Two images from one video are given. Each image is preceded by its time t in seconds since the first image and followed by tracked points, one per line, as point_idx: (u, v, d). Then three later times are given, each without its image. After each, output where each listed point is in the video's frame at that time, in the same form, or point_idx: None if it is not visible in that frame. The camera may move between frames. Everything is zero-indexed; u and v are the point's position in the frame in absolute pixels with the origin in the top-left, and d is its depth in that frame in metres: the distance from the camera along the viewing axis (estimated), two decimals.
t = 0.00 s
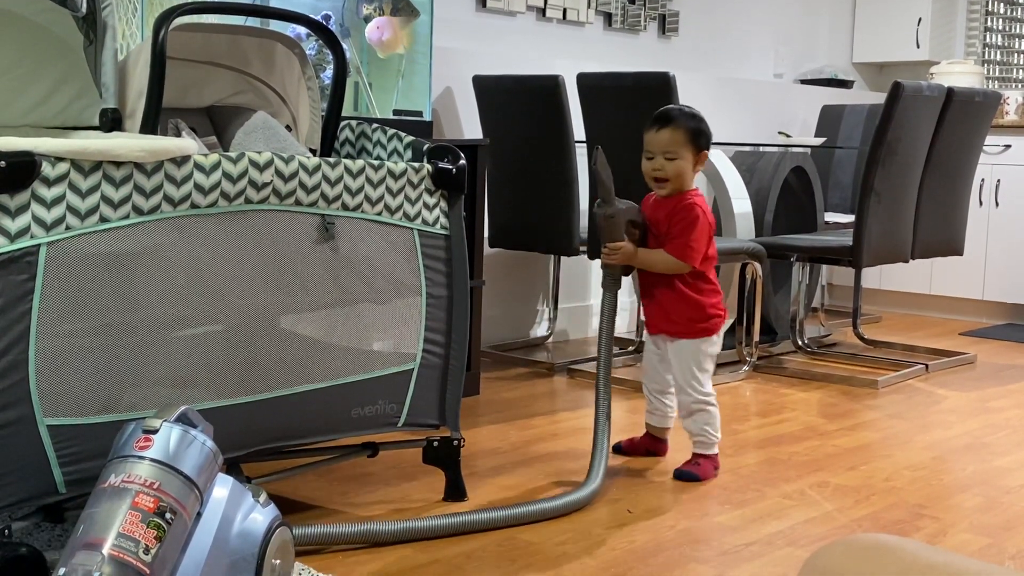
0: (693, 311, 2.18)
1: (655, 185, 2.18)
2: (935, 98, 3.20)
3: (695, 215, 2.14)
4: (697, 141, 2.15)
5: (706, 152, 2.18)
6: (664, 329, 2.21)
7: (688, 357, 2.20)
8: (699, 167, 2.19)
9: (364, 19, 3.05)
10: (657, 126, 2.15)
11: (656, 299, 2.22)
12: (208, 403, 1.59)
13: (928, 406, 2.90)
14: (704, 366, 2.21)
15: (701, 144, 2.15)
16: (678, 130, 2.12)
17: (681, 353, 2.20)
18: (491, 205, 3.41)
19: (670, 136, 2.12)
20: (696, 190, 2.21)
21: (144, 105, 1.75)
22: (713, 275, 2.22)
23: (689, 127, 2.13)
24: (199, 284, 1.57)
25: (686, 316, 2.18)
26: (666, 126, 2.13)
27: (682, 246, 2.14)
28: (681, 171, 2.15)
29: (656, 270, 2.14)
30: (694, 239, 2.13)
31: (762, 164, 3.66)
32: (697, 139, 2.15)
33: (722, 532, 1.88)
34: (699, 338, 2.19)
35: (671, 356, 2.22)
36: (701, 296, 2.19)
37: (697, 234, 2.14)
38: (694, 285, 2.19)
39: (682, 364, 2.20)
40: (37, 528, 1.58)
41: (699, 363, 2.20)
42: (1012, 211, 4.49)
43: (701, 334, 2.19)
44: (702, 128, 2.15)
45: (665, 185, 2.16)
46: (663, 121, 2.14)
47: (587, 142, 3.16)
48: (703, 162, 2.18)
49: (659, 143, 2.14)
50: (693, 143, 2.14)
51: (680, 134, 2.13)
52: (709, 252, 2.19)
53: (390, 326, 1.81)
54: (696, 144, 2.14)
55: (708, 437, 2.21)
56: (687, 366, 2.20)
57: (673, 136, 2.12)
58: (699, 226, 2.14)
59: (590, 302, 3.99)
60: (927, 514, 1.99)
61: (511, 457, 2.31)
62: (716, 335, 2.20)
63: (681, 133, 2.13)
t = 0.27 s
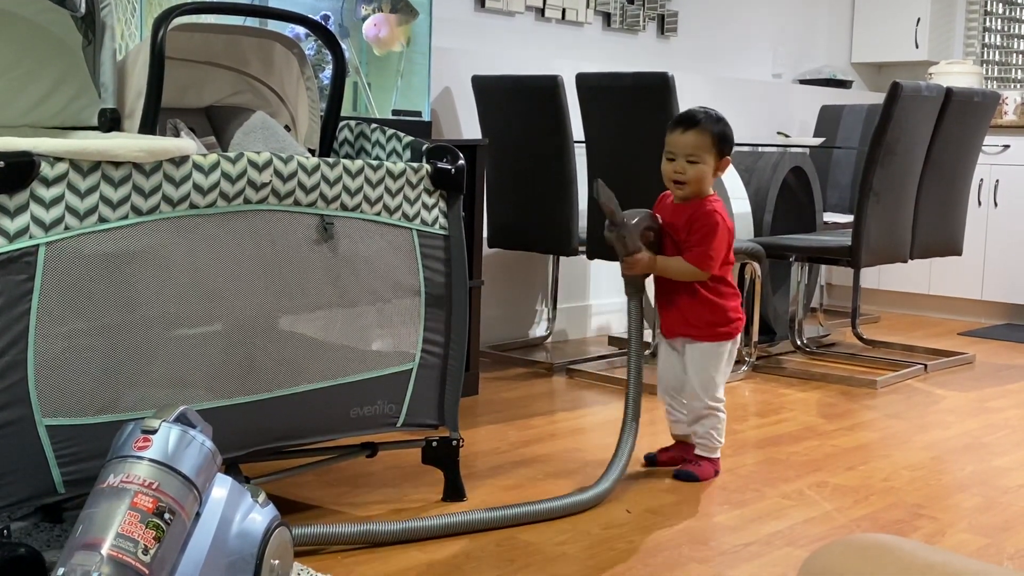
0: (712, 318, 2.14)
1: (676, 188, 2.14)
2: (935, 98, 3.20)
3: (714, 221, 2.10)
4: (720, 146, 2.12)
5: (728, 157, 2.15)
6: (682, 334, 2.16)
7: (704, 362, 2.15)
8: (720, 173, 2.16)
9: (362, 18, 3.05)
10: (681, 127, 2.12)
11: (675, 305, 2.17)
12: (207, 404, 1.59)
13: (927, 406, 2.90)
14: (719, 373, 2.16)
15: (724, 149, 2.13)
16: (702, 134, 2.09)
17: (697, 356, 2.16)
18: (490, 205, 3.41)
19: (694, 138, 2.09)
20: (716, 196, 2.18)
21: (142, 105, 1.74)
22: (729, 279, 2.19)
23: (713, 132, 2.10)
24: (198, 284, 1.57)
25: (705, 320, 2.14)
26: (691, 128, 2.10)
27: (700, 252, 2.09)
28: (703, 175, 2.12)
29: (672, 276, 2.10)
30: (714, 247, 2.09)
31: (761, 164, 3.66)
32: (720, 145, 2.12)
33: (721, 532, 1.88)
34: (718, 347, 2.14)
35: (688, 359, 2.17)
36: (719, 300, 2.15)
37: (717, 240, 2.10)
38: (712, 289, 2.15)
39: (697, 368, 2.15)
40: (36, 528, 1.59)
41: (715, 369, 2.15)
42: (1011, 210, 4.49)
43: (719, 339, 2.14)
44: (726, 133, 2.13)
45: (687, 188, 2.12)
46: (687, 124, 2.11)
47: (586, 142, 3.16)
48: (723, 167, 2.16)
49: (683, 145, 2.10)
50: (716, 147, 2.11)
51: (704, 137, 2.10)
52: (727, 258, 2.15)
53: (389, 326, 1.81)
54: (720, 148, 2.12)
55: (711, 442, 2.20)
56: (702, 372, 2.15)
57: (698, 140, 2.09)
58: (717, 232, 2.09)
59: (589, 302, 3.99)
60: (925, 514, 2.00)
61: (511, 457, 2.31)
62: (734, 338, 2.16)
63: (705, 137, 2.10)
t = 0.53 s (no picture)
0: (727, 317, 2.15)
1: (680, 188, 2.14)
2: (933, 97, 3.21)
3: (728, 222, 2.11)
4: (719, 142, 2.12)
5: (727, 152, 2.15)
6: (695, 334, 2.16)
7: (708, 360, 2.16)
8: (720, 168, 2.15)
9: (359, 16, 3.06)
10: (677, 127, 2.11)
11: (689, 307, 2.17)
12: (206, 403, 1.59)
13: (925, 405, 2.91)
14: (724, 371, 2.16)
15: (723, 144, 2.12)
16: (700, 132, 2.08)
17: (701, 355, 2.16)
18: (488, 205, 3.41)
19: (693, 138, 2.09)
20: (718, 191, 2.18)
21: (141, 104, 1.74)
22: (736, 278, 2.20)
23: (711, 129, 2.09)
24: (197, 284, 1.57)
25: (717, 320, 2.15)
26: (688, 128, 2.09)
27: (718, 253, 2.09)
28: (705, 173, 2.11)
29: (692, 277, 2.10)
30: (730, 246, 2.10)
31: (760, 163, 3.67)
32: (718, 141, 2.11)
33: (720, 532, 1.88)
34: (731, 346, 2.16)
35: (693, 359, 2.17)
36: (730, 300, 2.16)
37: (732, 241, 2.11)
38: (723, 290, 2.16)
39: (701, 363, 2.16)
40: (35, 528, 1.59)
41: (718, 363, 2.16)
42: (1009, 209, 4.49)
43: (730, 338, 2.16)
44: (724, 129, 2.12)
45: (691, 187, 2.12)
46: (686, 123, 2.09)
47: (585, 142, 3.16)
48: (723, 162, 2.15)
49: (682, 145, 2.10)
50: (715, 144, 2.11)
51: (702, 136, 2.09)
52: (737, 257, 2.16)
53: (388, 326, 1.81)
54: (719, 145, 2.11)
55: (721, 437, 2.19)
56: (706, 366, 2.16)
57: (697, 139, 2.08)
58: (732, 233, 2.10)
59: (588, 301, 3.99)
60: (924, 513, 2.00)
61: (509, 456, 2.31)
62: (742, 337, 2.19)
63: (704, 135, 2.09)
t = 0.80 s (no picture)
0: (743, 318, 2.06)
1: (697, 187, 2.07)
2: (932, 95, 3.21)
3: (746, 221, 2.04)
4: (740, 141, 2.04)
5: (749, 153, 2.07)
6: (709, 335, 2.08)
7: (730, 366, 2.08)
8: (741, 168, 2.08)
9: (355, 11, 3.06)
10: (697, 124, 2.03)
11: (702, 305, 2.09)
12: (204, 400, 1.59)
13: (924, 403, 2.91)
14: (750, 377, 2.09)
15: (744, 144, 2.04)
16: (719, 131, 2.01)
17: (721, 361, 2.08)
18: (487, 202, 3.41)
19: (711, 137, 2.01)
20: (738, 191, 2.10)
21: (140, 101, 1.74)
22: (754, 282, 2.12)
23: (732, 129, 2.01)
24: (195, 281, 1.56)
25: (732, 321, 2.06)
26: (707, 126, 2.02)
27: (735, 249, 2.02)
28: (723, 173, 2.04)
29: (708, 269, 2.02)
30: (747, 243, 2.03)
31: (759, 161, 3.67)
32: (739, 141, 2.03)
33: (719, 529, 1.88)
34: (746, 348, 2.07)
35: (713, 364, 2.09)
36: (746, 303, 2.07)
37: (750, 239, 2.03)
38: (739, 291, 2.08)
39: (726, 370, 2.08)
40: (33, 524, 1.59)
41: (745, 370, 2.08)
42: (1008, 207, 4.49)
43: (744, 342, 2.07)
44: (745, 127, 2.04)
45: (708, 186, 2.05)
46: (706, 121, 2.02)
47: (583, 139, 3.16)
48: (745, 163, 2.07)
49: (699, 144, 2.02)
50: (736, 144, 2.03)
51: (721, 135, 2.01)
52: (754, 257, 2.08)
53: (387, 323, 1.80)
54: (739, 144, 2.03)
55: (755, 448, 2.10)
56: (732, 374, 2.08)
57: (716, 138, 2.01)
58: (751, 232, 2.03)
59: (586, 299, 3.99)
60: (922, 511, 2.00)
61: (508, 453, 2.31)
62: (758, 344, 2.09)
63: (723, 134, 2.01)
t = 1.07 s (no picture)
0: (764, 321, 2.01)
1: (716, 183, 2.02)
2: (931, 92, 3.20)
3: (766, 221, 1.98)
4: (761, 138, 1.99)
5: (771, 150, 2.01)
6: (737, 339, 2.03)
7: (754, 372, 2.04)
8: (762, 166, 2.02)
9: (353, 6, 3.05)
10: (717, 119, 2.00)
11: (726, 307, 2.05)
12: (204, 396, 1.59)
13: (923, 400, 2.91)
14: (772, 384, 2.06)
15: (765, 141, 1.99)
16: (738, 124, 1.97)
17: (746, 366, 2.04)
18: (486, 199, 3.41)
19: (730, 130, 1.97)
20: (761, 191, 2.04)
21: (139, 96, 1.74)
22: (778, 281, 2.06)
23: (751, 123, 1.97)
24: (195, 276, 1.56)
25: (755, 324, 2.01)
26: (727, 119, 1.98)
27: (755, 249, 1.97)
28: (742, 169, 1.99)
29: (726, 272, 1.98)
30: (767, 243, 1.97)
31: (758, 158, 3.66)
32: (760, 137, 1.98)
33: (717, 526, 1.88)
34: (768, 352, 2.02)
35: (739, 371, 2.05)
36: (770, 304, 2.03)
37: (770, 239, 1.97)
38: (762, 292, 2.03)
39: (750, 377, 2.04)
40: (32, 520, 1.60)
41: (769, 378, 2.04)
42: (1008, 204, 4.49)
43: (769, 346, 2.02)
44: (765, 121, 1.99)
45: (725, 182, 2.00)
46: (727, 116, 1.98)
47: (583, 135, 3.16)
48: (767, 160, 2.02)
49: (718, 138, 1.98)
50: (755, 139, 1.98)
51: (740, 129, 1.97)
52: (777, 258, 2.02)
53: (386, 320, 1.80)
54: (758, 139, 1.98)
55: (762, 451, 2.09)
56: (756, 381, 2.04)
57: (735, 132, 1.97)
58: (770, 231, 1.97)
59: (585, 295, 3.99)
60: (921, 508, 2.00)
61: (507, 450, 2.32)
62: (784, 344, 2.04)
63: (742, 128, 1.97)
